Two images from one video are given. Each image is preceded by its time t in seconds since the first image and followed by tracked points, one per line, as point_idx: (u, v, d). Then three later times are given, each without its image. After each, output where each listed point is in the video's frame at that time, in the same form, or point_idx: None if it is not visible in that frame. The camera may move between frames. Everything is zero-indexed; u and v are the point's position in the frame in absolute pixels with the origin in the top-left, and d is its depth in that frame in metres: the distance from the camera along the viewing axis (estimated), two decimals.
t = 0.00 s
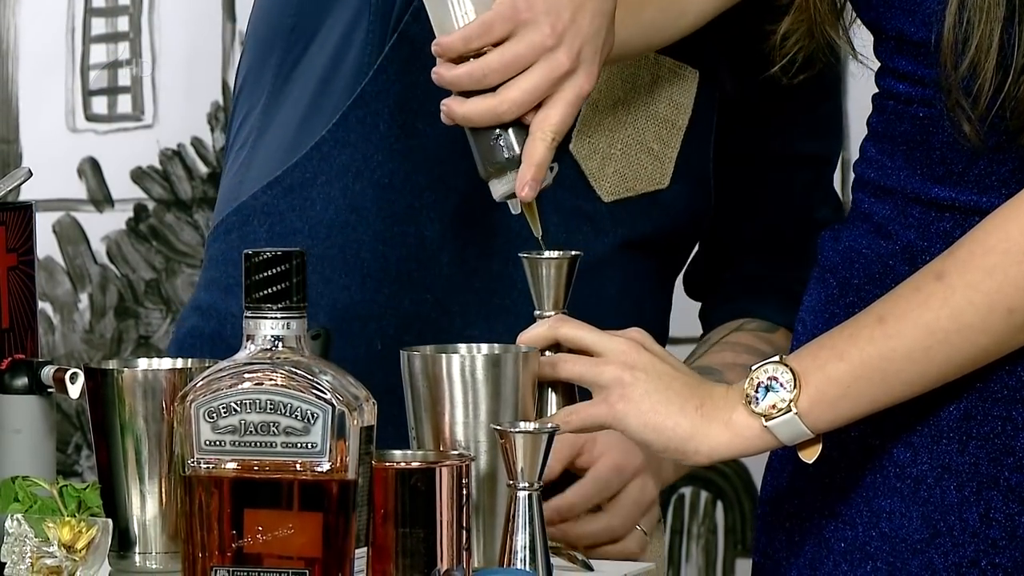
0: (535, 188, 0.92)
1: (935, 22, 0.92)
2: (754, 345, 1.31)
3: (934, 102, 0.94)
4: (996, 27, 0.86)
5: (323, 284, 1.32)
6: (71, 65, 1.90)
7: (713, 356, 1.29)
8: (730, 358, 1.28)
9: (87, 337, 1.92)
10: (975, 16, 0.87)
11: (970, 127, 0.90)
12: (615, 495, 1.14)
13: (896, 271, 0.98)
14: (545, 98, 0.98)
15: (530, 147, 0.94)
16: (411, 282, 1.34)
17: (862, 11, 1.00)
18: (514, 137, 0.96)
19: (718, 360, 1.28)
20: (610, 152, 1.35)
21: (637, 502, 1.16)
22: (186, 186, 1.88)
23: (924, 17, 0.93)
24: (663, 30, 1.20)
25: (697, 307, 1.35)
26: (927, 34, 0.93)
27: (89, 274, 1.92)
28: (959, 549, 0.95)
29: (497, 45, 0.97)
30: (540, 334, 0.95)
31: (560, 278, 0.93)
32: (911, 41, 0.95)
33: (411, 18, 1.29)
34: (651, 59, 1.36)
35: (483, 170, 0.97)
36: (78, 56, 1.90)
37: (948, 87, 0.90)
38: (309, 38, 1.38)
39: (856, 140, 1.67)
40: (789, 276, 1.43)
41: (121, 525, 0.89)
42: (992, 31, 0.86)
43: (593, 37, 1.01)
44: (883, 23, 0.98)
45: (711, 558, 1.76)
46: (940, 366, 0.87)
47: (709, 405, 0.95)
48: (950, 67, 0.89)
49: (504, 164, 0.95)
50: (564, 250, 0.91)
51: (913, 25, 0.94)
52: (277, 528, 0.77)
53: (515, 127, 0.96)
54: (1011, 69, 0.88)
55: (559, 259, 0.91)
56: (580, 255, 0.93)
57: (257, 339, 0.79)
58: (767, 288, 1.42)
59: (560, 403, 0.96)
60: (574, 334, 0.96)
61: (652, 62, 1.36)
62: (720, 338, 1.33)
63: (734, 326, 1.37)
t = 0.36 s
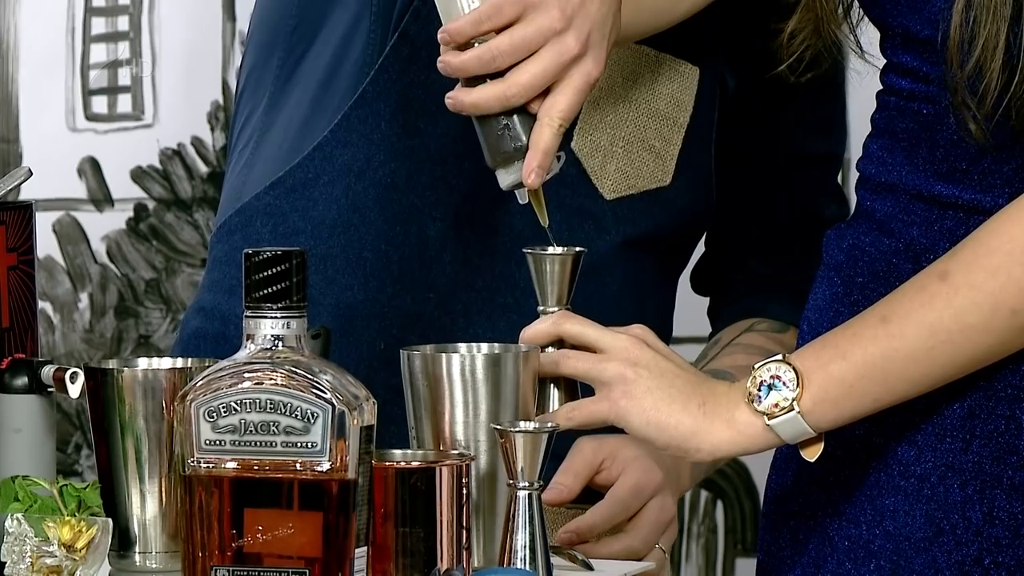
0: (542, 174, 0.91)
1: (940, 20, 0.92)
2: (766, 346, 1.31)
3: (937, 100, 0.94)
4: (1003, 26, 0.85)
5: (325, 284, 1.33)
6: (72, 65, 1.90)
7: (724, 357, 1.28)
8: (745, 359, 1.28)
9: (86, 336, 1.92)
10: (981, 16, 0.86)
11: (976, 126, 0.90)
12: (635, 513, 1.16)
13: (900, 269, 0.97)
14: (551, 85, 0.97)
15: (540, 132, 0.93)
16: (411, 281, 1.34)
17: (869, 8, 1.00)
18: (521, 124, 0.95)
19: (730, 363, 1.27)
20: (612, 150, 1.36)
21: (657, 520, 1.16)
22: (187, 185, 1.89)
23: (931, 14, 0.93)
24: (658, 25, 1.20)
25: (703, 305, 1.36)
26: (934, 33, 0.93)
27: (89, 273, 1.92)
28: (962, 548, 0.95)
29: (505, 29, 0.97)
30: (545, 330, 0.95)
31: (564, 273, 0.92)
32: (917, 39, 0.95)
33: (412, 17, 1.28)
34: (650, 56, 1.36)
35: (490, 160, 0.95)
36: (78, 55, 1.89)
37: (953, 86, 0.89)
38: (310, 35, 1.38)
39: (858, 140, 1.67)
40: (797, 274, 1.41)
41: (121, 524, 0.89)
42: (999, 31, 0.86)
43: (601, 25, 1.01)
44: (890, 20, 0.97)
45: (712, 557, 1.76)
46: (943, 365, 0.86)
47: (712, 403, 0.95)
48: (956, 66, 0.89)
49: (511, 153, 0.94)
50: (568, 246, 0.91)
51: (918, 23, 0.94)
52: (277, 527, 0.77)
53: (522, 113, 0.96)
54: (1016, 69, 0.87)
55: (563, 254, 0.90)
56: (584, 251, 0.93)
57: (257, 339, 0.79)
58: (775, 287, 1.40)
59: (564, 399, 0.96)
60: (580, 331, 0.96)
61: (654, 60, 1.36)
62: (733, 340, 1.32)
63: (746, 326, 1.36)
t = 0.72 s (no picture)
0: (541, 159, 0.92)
1: (944, 18, 0.92)
2: (769, 340, 1.29)
3: (940, 99, 0.94)
4: (1006, 25, 0.85)
5: (325, 283, 1.33)
6: (72, 65, 1.90)
7: (727, 353, 1.26)
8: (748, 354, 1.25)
9: (86, 336, 1.92)
10: (985, 15, 0.86)
11: (979, 126, 0.89)
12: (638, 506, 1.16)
13: (902, 268, 0.97)
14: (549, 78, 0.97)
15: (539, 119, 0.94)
16: (412, 276, 1.34)
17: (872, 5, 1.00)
18: (519, 121, 0.95)
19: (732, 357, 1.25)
20: (611, 147, 1.36)
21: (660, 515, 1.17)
22: (187, 185, 1.88)
23: (934, 13, 0.93)
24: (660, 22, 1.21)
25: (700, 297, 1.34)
26: (937, 31, 0.93)
27: (89, 273, 1.92)
28: (964, 547, 0.95)
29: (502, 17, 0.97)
30: (547, 329, 0.95)
31: (567, 272, 0.92)
32: (919, 36, 0.95)
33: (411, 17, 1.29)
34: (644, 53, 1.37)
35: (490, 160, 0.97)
36: (78, 55, 1.90)
37: (956, 85, 0.89)
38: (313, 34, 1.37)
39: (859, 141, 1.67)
40: (801, 270, 1.41)
41: (120, 523, 0.89)
42: (1002, 30, 0.85)
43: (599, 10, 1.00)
44: (892, 18, 0.97)
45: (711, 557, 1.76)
46: (947, 364, 0.86)
47: (714, 401, 0.94)
48: (959, 66, 0.89)
49: (511, 153, 0.95)
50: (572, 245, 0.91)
51: (921, 20, 0.94)
52: (277, 527, 0.77)
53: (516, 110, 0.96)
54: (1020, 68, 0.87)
55: (568, 253, 0.91)
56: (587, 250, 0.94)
57: (256, 339, 0.79)
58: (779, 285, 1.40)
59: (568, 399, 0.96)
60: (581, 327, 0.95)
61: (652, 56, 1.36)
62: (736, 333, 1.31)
63: (749, 321, 1.34)
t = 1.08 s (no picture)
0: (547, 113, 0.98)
1: (947, 19, 0.92)
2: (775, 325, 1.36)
3: (944, 100, 0.94)
4: (1009, 26, 0.85)
5: (323, 293, 1.33)
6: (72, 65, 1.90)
7: (734, 339, 1.33)
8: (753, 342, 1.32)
9: (86, 336, 1.92)
10: (988, 16, 0.86)
11: (982, 126, 0.90)
12: (632, 497, 1.16)
13: (905, 268, 0.98)
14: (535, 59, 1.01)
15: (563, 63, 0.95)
16: (406, 279, 1.34)
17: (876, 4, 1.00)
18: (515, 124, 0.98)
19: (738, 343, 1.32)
20: (604, 143, 1.36)
21: (654, 505, 1.17)
22: (187, 185, 1.88)
23: (936, 13, 0.93)
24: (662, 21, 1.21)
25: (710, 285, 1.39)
26: (940, 31, 0.93)
27: (88, 273, 1.92)
28: (966, 547, 0.95)
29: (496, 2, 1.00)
30: (549, 329, 0.96)
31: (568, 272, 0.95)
32: (921, 36, 0.95)
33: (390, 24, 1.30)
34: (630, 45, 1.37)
35: (488, 163, 1.00)
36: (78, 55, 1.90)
37: (960, 85, 0.89)
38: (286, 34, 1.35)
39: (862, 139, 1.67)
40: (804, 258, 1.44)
41: (120, 523, 0.89)
42: (1005, 31, 0.85)
43: None
44: (895, 19, 0.97)
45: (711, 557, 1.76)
46: (949, 364, 0.86)
47: (717, 401, 0.94)
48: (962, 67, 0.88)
49: (509, 158, 0.98)
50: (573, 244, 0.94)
51: (924, 21, 0.94)
52: (276, 527, 0.77)
53: (507, 91, 0.99)
54: None
55: (569, 252, 0.93)
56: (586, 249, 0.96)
57: (256, 339, 0.79)
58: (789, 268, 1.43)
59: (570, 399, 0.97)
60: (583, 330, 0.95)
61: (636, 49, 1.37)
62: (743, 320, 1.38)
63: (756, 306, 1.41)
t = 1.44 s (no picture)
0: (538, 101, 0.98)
1: (948, 19, 0.92)
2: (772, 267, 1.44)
3: (946, 101, 0.94)
4: (1010, 28, 0.85)
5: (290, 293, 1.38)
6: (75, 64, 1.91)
7: (731, 290, 1.43)
8: (748, 291, 1.43)
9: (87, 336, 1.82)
10: (989, 18, 0.85)
11: (983, 129, 0.89)
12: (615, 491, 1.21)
13: (906, 268, 0.98)
14: (534, 51, 1.01)
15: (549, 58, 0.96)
16: (400, 267, 1.38)
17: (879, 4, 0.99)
18: (512, 117, 0.98)
19: (733, 293, 1.43)
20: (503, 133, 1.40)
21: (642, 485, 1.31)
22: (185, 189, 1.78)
23: (938, 13, 0.93)
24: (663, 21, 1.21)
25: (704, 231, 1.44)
26: (942, 31, 0.93)
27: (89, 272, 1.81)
28: (966, 547, 0.95)
29: None
30: (549, 328, 0.97)
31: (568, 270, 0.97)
32: (923, 37, 0.95)
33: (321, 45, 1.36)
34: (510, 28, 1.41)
35: (486, 156, 1.00)
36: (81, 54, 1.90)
37: (960, 87, 0.89)
38: (220, 26, 1.36)
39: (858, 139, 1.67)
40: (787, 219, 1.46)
41: (120, 523, 0.89)
42: (1006, 32, 0.85)
43: None
44: (897, 19, 0.97)
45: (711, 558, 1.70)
46: (949, 364, 0.86)
47: (716, 400, 0.94)
48: (963, 68, 0.88)
49: (506, 149, 0.98)
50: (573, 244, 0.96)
51: (925, 21, 0.94)
52: (276, 527, 0.77)
53: (504, 83, 0.99)
54: None
55: (569, 250, 0.96)
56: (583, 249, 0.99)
57: (256, 339, 0.79)
58: (785, 212, 1.45)
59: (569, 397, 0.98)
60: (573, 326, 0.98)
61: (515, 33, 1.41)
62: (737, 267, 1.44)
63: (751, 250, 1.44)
